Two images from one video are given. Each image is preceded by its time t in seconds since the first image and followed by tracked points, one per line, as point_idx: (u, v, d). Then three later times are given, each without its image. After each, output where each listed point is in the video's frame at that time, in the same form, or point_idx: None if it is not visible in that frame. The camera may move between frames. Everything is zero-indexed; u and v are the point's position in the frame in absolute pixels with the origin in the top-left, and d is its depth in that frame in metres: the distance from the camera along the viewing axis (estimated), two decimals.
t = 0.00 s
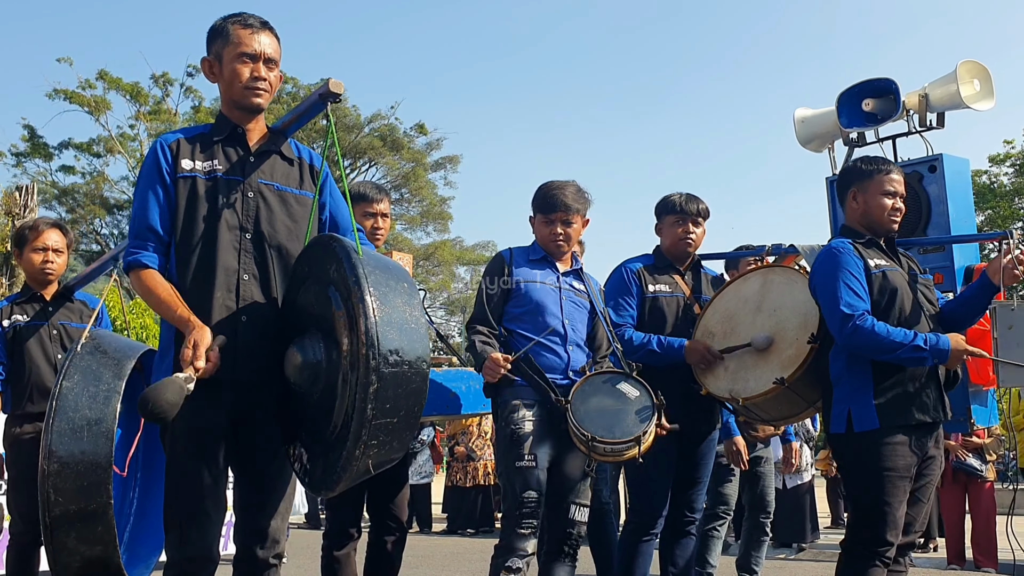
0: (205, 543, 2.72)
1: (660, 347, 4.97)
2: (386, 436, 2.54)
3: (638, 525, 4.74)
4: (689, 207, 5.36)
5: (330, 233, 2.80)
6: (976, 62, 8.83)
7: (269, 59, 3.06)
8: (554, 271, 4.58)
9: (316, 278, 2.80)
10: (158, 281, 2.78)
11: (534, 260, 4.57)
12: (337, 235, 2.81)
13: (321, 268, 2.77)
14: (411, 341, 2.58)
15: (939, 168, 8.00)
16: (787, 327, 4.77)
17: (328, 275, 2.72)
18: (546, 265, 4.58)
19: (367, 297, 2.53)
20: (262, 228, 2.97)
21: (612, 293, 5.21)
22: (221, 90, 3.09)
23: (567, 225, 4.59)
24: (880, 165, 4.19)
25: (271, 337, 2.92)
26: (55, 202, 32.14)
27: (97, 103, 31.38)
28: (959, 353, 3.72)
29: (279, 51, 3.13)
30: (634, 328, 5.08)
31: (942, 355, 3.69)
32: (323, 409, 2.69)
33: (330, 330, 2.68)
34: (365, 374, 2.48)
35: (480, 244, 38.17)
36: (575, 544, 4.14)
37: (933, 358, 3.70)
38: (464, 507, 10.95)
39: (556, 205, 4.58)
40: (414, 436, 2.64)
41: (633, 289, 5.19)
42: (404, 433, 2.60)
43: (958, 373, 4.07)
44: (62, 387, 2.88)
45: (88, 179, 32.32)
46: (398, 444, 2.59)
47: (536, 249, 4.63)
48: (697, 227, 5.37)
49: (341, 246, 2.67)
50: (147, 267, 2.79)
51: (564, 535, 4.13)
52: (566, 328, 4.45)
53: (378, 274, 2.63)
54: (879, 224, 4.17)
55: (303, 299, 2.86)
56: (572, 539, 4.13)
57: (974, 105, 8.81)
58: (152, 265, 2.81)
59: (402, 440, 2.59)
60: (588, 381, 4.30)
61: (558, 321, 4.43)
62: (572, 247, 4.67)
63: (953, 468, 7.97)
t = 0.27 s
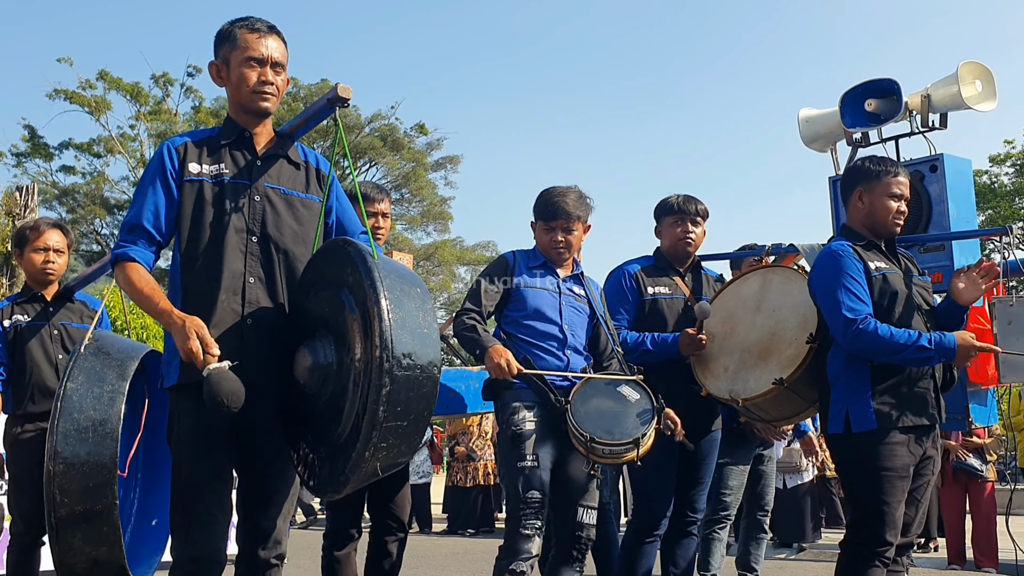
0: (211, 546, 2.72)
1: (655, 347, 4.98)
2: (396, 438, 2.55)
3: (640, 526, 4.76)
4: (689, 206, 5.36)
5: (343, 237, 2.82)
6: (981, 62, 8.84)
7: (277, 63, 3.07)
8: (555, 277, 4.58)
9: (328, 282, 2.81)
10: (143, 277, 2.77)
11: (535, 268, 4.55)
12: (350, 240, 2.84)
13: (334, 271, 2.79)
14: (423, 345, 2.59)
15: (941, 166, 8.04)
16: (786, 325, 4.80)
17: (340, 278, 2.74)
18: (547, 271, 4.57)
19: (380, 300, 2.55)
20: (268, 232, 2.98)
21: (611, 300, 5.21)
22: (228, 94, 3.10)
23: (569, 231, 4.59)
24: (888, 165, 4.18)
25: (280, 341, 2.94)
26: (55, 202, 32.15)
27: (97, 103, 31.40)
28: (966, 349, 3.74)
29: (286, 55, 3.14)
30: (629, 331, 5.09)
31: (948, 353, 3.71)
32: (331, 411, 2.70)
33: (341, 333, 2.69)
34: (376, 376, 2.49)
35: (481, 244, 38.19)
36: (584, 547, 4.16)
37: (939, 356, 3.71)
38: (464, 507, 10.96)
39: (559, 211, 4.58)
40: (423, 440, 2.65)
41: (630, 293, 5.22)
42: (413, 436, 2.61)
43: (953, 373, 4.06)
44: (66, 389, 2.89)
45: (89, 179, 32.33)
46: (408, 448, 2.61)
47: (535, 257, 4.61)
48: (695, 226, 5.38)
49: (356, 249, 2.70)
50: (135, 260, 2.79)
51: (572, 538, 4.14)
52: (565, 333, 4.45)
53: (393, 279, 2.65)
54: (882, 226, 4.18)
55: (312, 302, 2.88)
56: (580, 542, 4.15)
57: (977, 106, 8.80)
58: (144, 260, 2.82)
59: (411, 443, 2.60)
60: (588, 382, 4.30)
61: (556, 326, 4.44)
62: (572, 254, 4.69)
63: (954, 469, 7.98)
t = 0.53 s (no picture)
0: (217, 546, 2.74)
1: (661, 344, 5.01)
2: (394, 438, 2.56)
3: (638, 522, 4.77)
4: (686, 204, 5.37)
5: (344, 238, 2.84)
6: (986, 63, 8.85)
7: (281, 65, 3.09)
8: (556, 273, 4.60)
9: (329, 283, 2.83)
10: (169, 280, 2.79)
11: (536, 264, 4.58)
12: (351, 241, 2.85)
13: (335, 273, 2.80)
14: (421, 345, 2.60)
15: (943, 166, 8.01)
16: (784, 323, 4.81)
17: (341, 279, 2.76)
18: (548, 268, 4.60)
19: (378, 300, 2.55)
20: (273, 233, 2.99)
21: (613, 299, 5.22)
22: (233, 96, 3.11)
23: (574, 231, 4.60)
24: (893, 167, 4.19)
25: (283, 342, 2.96)
26: (56, 202, 32.17)
27: (99, 103, 31.42)
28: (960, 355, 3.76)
29: (290, 57, 3.15)
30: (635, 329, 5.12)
31: (944, 358, 3.74)
32: (332, 411, 2.71)
33: (342, 334, 2.70)
34: (374, 376, 2.49)
35: (482, 244, 38.20)
36: (581, 546, 4.16)
37: (937, 362, 3.74)
38: (465, 507, 10.97)
39: (561, 211, 4.58)
40: (422, 440, 2.66)
41: (631, 292, 5.23)
42: (412, 436, 2.62)
43: (953, 373, 4.06)
44: (70, 389, 2.88)
45: (90, 179, 32.36)
46: (406, 448, 2.61)
47: (536, 253, 4.64)
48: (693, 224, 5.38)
49: (355, 250, 2.71)
50: (155, 266, 2.79)
51: (569, 538, 4.14)
52: (567, 329, 4.46)
53: (392, 280, 2.66)
54: (887, 228, 4.18)
55: (314, 303, 2.89)
56: (577, 542, 4.15)
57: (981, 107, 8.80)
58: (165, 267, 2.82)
59: (410, 443, 2.61)
60: (589, 379, 4.30)
61: (559, 322, 4.45)
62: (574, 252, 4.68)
63: (955, 469, 7.98)
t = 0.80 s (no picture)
0: (228, 548, 2.76)
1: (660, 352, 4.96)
2: (404, 440, 2.57)
3: (640, 523, 4.77)
4: (682, 203, 5.36)
5: (351, 240, 2.85)
6: (991, 65, 8.83)
7: (285, 67, 3.10)
8: (556, 276, 4.62)
9: (336, 285, 2.84)
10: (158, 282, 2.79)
11: (536, 267, 4.60)
12: (357, 242, 2.86)
13: (342, 275, 2.81)
14: (429, 347, 2.61)
15: (949, 165, 8.01)
16: (785, 323, 4.82)
17: (348, 281, 2.77)
18: (548, 271, 4.62)
19: (386, 303, 2.57)
20: (279, 235, 3.00)
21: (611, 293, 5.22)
22: (237, 99, 3.12)
23: (575, 233, 4.61)
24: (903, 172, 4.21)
25: (293, 344, 2.96)
26: (57, 202, 32.19)
27: (99, 103, 31.44)
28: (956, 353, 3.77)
29: (293, 60, 3.16)
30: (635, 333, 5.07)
31: (938, 357, 3.76)
32: (341, 413, 2.72)
33: (350, 336, 2.72)
34: (383, 379, 2.50)
35: (483, 244, 38.21)
36: (586, 548, 4.16)
37: (931, 360, 3.76)
38: (466, 507, 10.97)
39: (562, 213, 4.59)
40: (432, 441, 2.66)
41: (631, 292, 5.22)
42: (421, 437, 2.63)
43: (954, 372, 4.08)
44: (72, 390, 2.86)
45: (91, 180, 32.38)
46: (416, 449, 2.63)
47: (536, 257, 4.65)
48: (690, 224, 5.38)
49: (362, 253, 2.72)
50: (149, 267, 2.80)
51: (573, 538, 4.14)
52: (567, 332, 4.48)
53: (398, 282, 2.67)
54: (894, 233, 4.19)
55: (322, 305, 2.90)
56: (582, 543, 4.15)
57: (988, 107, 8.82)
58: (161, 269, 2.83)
59: (418, 445, 2.62)
60: (589, 380, 4.33)
61: (558, 325, 4.47)
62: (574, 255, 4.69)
63: (956, 469, 7.98)
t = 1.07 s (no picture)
0: (229, 549, 2.76)
1: (652, 348, 5.10)
2: (406, 441, 2.58)
3: (644, 524, 4.79)
4: (680, 203, 5.38)
5: (354, 240, 2.86)
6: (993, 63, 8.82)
7: (287, 68, 3.10)
8: (558, 275, 4.61)
9: (340, 285, 2.85)
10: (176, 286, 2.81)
11: (541, 263, 4.61)
12: (359, 243, 2.87)
13: (345, 276, 2.82)
14: (431, 347, 2.62)
15: (954, 162, 7.99)
16: (787, 324, 4.81)
17: (351, 282, 2.78)
18: (551, 269, 4.62)
19: (387, 304, 2.57)
20: (282, 236, 3.01)
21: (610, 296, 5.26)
22: (239, 100, 3.13)
23: (586, 228, 4.65)
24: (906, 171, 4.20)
25: (295, 344, 2.97)
26: (58, 202, 32.20)
27: (100, 103, 31.46)
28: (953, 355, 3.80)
29: (296, 60, 3.17)
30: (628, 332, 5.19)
31: (937, 359, 3.79)
32: (343, 413, 2.73)
33: (353, 337, 2.72)
34: (384, 380, 2.51)
35: (484, 244, 38.21)
36: (587, 547, 4.17)
37: (930, 362, 3.79)
38: (467, 507, 10.98)
39: (568, 209, 4.63)
40: (434, 441, 2.67)
41: (630, 293, 5.25)
42: (423, 438, 2.63)
43: (955, 373, 4.09)
44: (74, 390, 2.84)
45: (92, 180, 32.40)
46: (418, 449, 2.63)
47: (544, 252, 4.66)
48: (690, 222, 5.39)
49: (363, 253, 2.72)
50: (164, 274, 2.82)
51: (576, 537, 4.16)
52: (570, 333, 4.47)
53: (399, 282, 2.68)
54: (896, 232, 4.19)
55: (325, 306, 2.91)
56: (584, 542, 4.16)
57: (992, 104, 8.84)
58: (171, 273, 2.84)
59: (421, 445, 2.63)
60: (593, 381, 4.36)
61: (561, 326, 4.45)
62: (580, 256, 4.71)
63: (956, 469, 7.99)
